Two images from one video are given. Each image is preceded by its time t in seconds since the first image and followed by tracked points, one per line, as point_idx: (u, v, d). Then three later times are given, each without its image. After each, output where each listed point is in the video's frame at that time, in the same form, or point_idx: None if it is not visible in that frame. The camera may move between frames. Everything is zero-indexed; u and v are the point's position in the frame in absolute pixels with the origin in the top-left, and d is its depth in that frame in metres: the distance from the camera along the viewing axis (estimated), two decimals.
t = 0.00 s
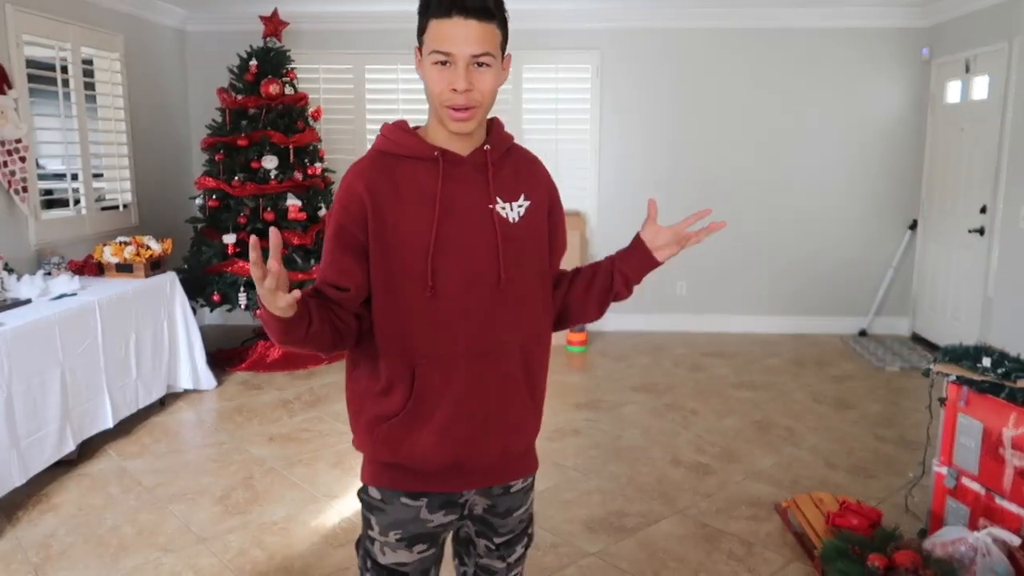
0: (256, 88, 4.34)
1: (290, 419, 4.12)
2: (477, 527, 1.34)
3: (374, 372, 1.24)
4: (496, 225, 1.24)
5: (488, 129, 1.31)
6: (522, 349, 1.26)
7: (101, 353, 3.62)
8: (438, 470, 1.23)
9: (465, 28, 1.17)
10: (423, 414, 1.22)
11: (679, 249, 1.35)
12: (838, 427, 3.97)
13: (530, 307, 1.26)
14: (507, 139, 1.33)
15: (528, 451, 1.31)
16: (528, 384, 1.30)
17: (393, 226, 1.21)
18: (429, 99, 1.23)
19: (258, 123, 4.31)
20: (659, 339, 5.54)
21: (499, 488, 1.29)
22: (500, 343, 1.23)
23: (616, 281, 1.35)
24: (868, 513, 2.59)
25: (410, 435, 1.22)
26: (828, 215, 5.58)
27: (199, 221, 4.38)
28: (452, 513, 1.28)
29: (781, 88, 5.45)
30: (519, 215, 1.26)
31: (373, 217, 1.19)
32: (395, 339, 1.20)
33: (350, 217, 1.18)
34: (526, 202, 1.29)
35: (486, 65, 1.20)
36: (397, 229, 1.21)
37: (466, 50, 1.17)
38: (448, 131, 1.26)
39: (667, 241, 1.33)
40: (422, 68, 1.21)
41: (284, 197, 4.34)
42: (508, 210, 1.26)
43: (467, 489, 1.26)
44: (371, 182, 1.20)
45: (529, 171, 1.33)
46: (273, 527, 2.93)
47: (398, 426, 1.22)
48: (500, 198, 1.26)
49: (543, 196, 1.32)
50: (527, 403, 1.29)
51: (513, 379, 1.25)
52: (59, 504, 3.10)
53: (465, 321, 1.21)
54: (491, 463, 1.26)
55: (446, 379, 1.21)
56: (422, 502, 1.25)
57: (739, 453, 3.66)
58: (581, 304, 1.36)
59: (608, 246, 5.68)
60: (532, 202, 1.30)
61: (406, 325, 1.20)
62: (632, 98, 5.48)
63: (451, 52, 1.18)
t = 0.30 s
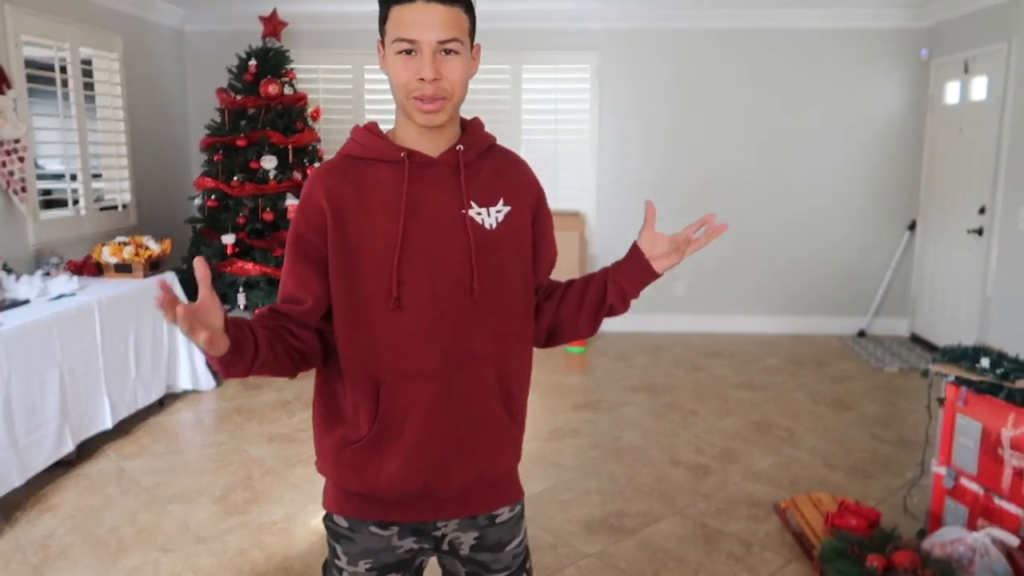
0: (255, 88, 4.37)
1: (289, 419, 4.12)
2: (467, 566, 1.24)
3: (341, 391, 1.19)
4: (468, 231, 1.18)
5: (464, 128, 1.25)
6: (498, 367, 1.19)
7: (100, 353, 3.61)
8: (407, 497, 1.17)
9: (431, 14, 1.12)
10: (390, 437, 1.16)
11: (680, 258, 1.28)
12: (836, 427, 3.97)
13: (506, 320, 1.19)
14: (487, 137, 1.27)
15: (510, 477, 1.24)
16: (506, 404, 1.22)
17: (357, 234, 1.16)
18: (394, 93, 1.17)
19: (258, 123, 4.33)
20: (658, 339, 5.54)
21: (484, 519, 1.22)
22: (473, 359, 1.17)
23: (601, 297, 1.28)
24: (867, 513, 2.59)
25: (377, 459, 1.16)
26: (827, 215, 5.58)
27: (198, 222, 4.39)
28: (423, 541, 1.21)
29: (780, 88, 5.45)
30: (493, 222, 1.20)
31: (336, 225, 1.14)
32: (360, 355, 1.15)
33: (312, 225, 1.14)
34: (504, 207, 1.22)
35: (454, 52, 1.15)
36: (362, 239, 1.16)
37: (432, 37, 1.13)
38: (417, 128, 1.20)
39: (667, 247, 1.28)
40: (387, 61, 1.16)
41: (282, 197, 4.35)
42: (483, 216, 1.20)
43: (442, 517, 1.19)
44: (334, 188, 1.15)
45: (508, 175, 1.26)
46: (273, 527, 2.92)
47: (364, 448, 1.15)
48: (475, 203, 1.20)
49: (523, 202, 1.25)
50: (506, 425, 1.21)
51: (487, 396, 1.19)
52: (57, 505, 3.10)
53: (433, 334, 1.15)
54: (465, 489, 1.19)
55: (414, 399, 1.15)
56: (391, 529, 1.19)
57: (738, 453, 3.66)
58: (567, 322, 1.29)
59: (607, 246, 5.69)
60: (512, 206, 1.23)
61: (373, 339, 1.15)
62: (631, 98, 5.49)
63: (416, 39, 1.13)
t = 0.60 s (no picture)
0: (249, 91, 4.38)
1: (284, 423, 4.11)
2: None
3: (317, 408, 1.11)
4: (451, 241, 1.11)
5: (447, 135, 1.18)
6: (483, 385, 1.12)
7: (94, 356, 3.60)
8: (388, 522, 1.10)
9: None
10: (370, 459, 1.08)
11: (667, 301, 1.17)
12: (831, 431, 3.98)
13: (490, 334, 1.12)
14: (473, 146, 1.21)
15: (496, 498, 1.17)
16: (492, 423, 1.15)
17: (333, 243, 1.08)
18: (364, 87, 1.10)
19: (253, 126, 4.33)
20: (654, 343, 5.55)
21: (473, 542, 1.15)
22: (458, 377, 1.09)
23: (587, 325, 1.20)
24: (861, 517, 2.59)
25: (356, 482, 1.08)
26: (821, 219, 5.60)
27: (193, 225, 4.38)
28: (407, 566, 1.13)
29: (775, 92, 5.47)
30: (479, 232, 1.12)
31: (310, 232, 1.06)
32: (337, 371, 1.07)
33: (285, 232, 1.06)
34: (490, 219, 1.15)
35: (426, 41, 1.07)
36: (339, 249, 1.08)
37: (402, 23, 1.06)
38: (393, 130, 1.13)
39: (654, 287, 1.17)
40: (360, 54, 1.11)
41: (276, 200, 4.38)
42: (467, 227, 1.12)
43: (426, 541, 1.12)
44: (309, 193, 1.07)
45: (492, 182, 1.19)
46: (267, 532, 2.91)
47: (342, 470, 1.07)
48: (458, 214, 1.12)
49: (510, 211, 1.18)
50: (492, 445, 1.15)
51: (473, 416, 1.11)
52: (50, 509, 3.08)
53: (415, 351, 1.07)
54: (449, 513, 1.12)
55: (395, 419, 1.07)
56: (375, 554, 1.11)
57: (732, 457, 3.66)
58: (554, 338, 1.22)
59: (602, 249, 5.69)
60: (497, 217, 1.16)
61: (350, 356, 1.07)
62: (626, 102, 5.50)
63: (387, 26, 1.07)
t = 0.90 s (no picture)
0: (246, 92, 4.37)
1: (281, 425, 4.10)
2: None
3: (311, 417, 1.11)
4: (446, 247, 1.10)
5: (441, 137, 1.17)
6: (477, 392, 1.12)
7: (90, 358, 3.59)
8: (384, 533, 1.10)
9: None
10: (364, 468, 1.08)
11: (661, 314, 1.15)
12: (828, 431, 3.99)
13: (484, 341, 1.12)
14: (470, 150, 1.20)
15: (493, 506, 1.18)
16: (487, 430, 1.15)
17: (325, 249, 1.07)
18: (373, 72, 1.08)
19: (250, 128, 4.33)
20: (651, 344, 5.56)
21: (471, 552, 1.16)
22: (452, 386, 1.09)
23: (581, 331, 1.19)
24: (858, 517, 2.59)
25: (350, 492, 1.08)
26: (818, 220, 5.61)
27: (190, 226, 4.37)
28: None
29: (771, 93, 5.48)
30: (474, 237, 1.12)
31: (304, 238, 1.05)
32: (331, 381, 1.06)
33: (277, 237, 1.05)
34: (485, 224, 1.14)
35: (438, 24, 1.08)
36: (332, 254, 1.07)
37: (414, 7, 1.07)
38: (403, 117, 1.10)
39: (647, 298, 1.16)
40: (366, 43, 1.09)
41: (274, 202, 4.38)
42: (462, 233, 1.12)
43: (422, 552, 1.12)
44: (301, 199, 1.06)
45: (486, 186, 1.18)
46: (264, 533, 2.91)
47: (337, 480, 1.08)
48: (453, 220, 1.12)
49: (505, 216, 1.17)
50: (487, 452, 1.15)
51: (467, 425, 1.11)
52: (46, 511, 3.07)
53: (409, 359, 1.07)
54: (445, 523, 1.12)
55: (389, 429, 1.07)
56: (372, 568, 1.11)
57: (730, 458, 3.66)
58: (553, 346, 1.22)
59: (599, 250, 5.70)
60: (492, 222, 1.15)
61: (344, 365, 1.06)
62: (624, 103, 5.50)
63: (399, 10, 1.07)
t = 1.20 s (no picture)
0: (251, 96, 4.39)
1: (286, 427, 4.11)
2: None
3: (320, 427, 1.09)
4: (455, 250, 1.10)
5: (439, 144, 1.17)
6: (486, 393, 1.13)
7: (96, 361, 3.60)
8: (401, 540, 1.09)
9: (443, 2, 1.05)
10: (380, 477, 1.07)
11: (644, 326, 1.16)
12: (834, 434, 3.98)
13: (492, 342, 1.13)
14: (464, 156, 1.20)
15: (503, 507, 1.19)
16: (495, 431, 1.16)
17: (335, 256, 1.05)
18: (404, 86, 1.04)
19: (254, 131, 4.37)
20: (656, 346, 5.55)
21: (486, 554, 1.17)
22: (463, 389, 1.10)
23: (571, 337, 1.20)
24: (864, 520, 2.58)
25: (367, 501, 1.07)
26: (822, 221, 5.60)
27: (195, 230, 4.40)
28: None
29: (775, 95, 5.47)
30: (479, 240, 1.13)
31: (314, 245, 1.03)
32: (345, 390, 1.05)
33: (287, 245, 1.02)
34: (486, 227, 1.15)
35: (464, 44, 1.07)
36: (342, 261, 1.05)
37: (445, 25, 1.04)
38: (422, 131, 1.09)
39: (633, 309, 1.17)
40: (392, 53, 1.04)
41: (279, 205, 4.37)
42: (467, 235, 1.12)
43: (438, 558, 1.12)
44: (309, 206, 1.04)
45: (485, 189, 1.19)
46: (270, 536, 2.91)
47: (353, 489, 1.06)
48: (458, 223, 1.12)
49: (503, 218, 1.19)
50: (497, 453, 1.16)
51: (478, 426, 1.12)
52: (52, 514, 3.08)
53: (423, 363, 1.07)
54: (460, 525, 1.13)
55: (405, 435, 1.07)
56: None
57: (735, 460, 3.66)
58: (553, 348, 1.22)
59: (603, 253, 5.70)
60: (492, 225, 1.16)
61: (358, 372, 1.05)
62: (627, 106, 5.50)
63: (432, 27, 1.03)
